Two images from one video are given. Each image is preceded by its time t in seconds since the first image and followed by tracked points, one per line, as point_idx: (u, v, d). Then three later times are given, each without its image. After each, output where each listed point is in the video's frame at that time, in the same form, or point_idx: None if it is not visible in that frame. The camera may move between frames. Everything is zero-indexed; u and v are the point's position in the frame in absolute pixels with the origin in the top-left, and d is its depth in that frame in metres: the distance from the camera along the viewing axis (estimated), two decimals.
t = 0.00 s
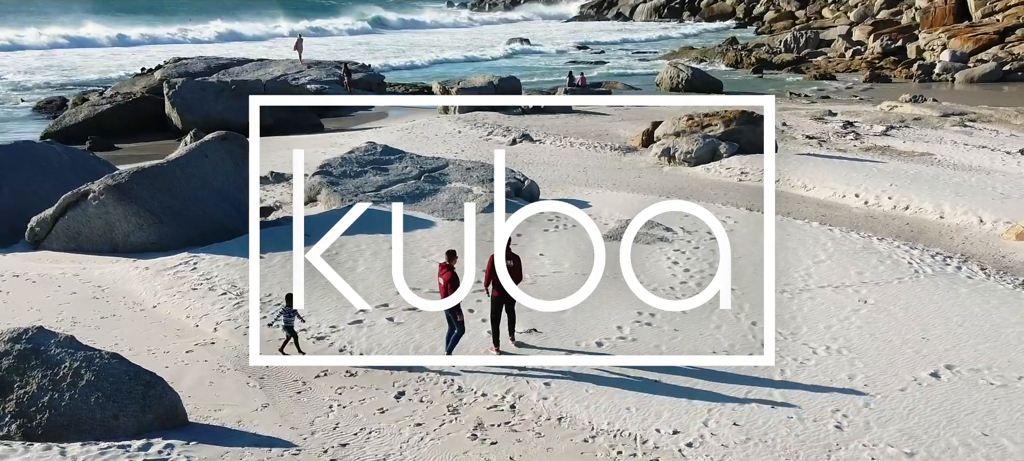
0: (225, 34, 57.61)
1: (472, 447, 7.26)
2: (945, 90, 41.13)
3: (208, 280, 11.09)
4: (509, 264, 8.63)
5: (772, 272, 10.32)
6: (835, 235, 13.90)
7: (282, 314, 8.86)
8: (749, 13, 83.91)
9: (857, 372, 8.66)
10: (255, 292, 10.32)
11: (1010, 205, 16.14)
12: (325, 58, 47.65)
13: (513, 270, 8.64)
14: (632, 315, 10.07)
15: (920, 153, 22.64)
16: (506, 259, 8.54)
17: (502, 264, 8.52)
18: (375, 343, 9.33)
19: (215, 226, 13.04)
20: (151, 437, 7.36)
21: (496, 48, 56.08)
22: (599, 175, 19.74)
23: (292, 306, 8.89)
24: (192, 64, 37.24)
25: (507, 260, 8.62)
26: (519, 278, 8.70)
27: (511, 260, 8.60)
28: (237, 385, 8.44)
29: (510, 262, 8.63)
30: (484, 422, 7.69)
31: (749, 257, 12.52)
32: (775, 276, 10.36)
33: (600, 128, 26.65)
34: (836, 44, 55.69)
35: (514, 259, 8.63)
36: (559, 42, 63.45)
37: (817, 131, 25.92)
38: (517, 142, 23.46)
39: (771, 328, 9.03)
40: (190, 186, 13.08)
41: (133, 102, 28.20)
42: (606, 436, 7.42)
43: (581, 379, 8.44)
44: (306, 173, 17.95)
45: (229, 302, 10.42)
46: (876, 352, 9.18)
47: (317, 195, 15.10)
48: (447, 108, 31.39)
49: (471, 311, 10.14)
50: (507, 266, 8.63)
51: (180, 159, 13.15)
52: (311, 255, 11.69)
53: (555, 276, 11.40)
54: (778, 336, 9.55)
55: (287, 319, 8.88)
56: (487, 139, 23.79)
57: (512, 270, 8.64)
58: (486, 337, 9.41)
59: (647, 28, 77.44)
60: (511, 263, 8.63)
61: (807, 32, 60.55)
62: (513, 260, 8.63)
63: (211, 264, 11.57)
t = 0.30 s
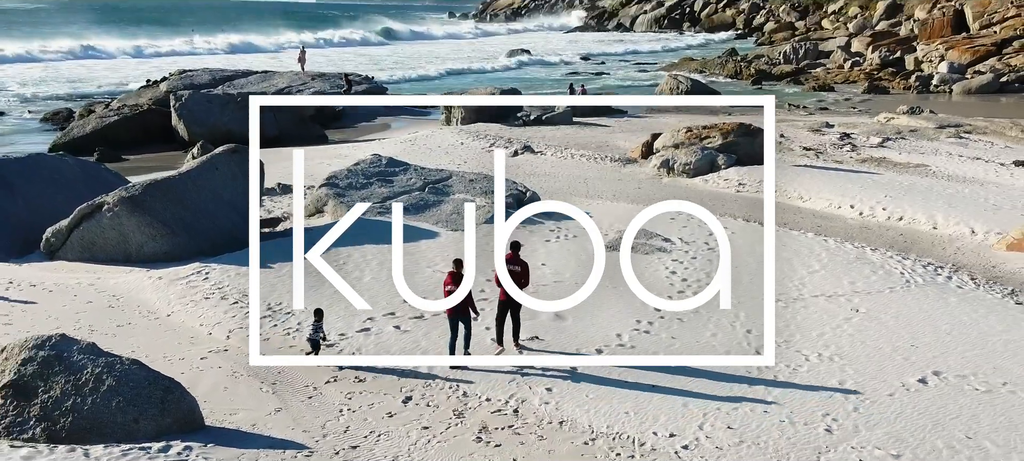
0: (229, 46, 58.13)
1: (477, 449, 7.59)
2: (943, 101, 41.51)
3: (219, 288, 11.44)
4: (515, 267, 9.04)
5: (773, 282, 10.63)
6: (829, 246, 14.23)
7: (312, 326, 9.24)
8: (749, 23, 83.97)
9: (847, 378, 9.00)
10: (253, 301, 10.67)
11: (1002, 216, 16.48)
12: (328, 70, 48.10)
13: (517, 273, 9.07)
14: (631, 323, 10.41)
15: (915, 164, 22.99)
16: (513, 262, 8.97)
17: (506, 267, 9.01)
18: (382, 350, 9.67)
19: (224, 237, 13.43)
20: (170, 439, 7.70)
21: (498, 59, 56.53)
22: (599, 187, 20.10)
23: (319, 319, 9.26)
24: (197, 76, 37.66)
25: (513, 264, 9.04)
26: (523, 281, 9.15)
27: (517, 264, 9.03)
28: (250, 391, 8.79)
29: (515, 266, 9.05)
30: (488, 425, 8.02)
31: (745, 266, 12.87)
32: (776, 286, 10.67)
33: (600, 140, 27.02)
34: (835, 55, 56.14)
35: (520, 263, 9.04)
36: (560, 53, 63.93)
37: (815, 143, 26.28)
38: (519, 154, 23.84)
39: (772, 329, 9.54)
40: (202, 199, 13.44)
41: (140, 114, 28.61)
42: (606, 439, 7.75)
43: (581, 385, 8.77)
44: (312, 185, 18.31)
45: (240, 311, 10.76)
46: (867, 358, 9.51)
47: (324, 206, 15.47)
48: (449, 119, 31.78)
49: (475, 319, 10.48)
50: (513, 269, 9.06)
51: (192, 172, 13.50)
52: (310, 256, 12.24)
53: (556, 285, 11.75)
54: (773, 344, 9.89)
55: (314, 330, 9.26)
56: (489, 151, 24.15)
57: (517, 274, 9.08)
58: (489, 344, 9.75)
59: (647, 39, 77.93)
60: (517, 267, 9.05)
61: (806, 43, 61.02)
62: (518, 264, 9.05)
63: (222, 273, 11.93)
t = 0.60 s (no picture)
0: (231, 57, 58.61)
1: (481, 451, 7.94)
2: (940, 112, 41.92)
3: (230, 297, 11.80)
4: (518, 272, 9.55)
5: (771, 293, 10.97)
6: (823, 256, 14.59)
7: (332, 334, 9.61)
8: (747, 34, 84.74)
9: (837, 384, 9.34)
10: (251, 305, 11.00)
11: (993, 227, 16.84)
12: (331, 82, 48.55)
13: (520, 278, 9.58)
14: (629, 331, 10.76)
15: (909, 175, 23.38)
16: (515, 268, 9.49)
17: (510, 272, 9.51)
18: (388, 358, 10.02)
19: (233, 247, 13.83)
20: (188, 442, 8.05)
21: (498, 70, 56.97)
22: (599, 198, 20.46)
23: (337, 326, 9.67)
24: (202, 88, 38.10)
25: (516, 270, 9.55)
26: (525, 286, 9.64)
27: (520, 270, 9.54)
28: (263, 396, 9.14)
29: (519, 271, 9.55)
30: (491, 428, 8.36)
31: (740, 275, 13.23)
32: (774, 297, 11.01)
33: (599, 151, 27.39)
34: (833, 66, 56.62)
35: (522, 268, 9.55)
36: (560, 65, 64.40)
37: (811, 154, 26.67)
38: (520, 165, 24.22)
39: (773, 331, 10.05)
40: (212, 210, 13.78)
41: (146, 125, 29.01)
42: (605, 442, 8.09)
43: (580, 390, 9.12)
44: (317, 196, 18.68)
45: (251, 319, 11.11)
46: (856, 365, 9.86)
47: (330, 217, 15.85)
48: (451, 131, 32.18)
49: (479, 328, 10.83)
50: (516, 274, 9.56)
51: (202, 183, 13.78)
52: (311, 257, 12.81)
53: (556, 294, 12.10)
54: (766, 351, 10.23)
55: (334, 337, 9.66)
56: (490, 162, 24.52)
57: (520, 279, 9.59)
58: (492, 352, 10.09)
59: (647, 50, 78.39)
60: (520, 272, 9.56)
61: (804, 54, 61.50)
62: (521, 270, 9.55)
63: (232, 283, 12.29)
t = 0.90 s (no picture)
0: (234, 69, 59.10)
1: (485, 454, 8.29)
2: (936, 124, 42.35)
3: (240, 307, 12.16)
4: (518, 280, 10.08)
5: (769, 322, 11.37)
6: (817, 267, 14.96)
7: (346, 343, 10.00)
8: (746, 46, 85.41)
9: (828, 391, 9.69)
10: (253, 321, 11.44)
11: (984, 239, 17.20)
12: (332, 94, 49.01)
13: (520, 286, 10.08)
14: (627, 340, 11.12)
15: (903, 188, 23.76)
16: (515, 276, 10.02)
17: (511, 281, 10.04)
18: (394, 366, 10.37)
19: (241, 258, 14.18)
20: (203, 446, 8.39)
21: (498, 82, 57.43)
22: (598, 209, 20.84)
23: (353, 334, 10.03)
24: (206, 100, 38.54)
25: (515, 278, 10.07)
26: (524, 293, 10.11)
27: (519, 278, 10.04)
28: (274, 402, 9.50)
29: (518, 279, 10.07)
30: (494, 433, 8.71)
31: (736, 285, 13.60)
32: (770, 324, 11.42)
33: (599, 163, 27.78)
34: (830, 78, 57.12)
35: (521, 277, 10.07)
36: (559, 76, 64.90)
37: (807, 166, 27.06)
38: (520, 177, 24.60)
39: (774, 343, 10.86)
40: (221, 222, 14.16)
41: (152, 138, 29.42)
42: (603, 446, 8.44)
43: (580, 397, 9.46)
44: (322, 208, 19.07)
45: (260, 328, 11.47)
46: (847, 373, 10.21)
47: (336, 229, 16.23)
48: (452, 143, 32.60)
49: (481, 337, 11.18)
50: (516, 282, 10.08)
51: (212, 197, 14.19)
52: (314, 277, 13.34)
53: (557, 304, 12.46)
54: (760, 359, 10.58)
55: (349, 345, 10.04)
56: (491, 174, 24.90)
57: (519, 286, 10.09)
58: (494, 360, 10.44)
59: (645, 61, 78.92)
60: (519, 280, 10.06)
61: (802, 66, 62.00)
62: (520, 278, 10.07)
63: (241, 293, 12.65)
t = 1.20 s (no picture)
0: (236, 82, 59.61)
1: (489, 457, 8.63)
2: (932, 135, 42.78)
3: (250, 316, 12.52)
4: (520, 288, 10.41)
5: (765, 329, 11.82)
6: (811, 277, 15.32)
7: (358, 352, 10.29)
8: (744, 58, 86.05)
9: (819, 397, 10.03)
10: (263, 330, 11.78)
11: (975, 250, 17.56)
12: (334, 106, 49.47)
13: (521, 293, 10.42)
14: (626, 348, 11.47)
15: (898, 199, 24.15)
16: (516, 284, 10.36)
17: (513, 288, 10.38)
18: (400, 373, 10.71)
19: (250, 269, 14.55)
20: (218, 449, 8.72)
21: (498, 94, 57.91)
22: (598, 221, 21.21)
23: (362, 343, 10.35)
24: (209, 113, 38.96)
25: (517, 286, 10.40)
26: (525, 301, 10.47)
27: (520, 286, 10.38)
28: (285, 408, 9.85)
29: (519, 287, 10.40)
30: (498, 438, 9.05)
31: (732, 295, 13.95)
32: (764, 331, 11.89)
33: (598, 175, 28.17)
34: (828, 90, 57.64)
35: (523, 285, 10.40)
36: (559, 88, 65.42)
37: (804, 178, 27.44)
38: (521, 189, 24.99)
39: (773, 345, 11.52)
40: (230, 234, 14.54)
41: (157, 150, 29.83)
42: (602, 450, 8.78)
43: (580, 403, 9.80)
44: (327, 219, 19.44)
45: (270, 337, 11.82)
46: (838, 380, 10.55)
47: (341, 240, 16.60)
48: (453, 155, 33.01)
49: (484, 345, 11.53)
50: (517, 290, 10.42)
51: (221, 209, 14.57)
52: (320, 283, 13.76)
53: (557, 313, 12.82)
54: (754, 367, 10.93)
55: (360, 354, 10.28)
56: (493, 186, 25.28)
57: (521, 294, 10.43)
58: (497, 367, 10.79)
59: (644, 73, 79.48)
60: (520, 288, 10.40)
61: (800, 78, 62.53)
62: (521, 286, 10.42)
63: (251, 303, 13.01)
